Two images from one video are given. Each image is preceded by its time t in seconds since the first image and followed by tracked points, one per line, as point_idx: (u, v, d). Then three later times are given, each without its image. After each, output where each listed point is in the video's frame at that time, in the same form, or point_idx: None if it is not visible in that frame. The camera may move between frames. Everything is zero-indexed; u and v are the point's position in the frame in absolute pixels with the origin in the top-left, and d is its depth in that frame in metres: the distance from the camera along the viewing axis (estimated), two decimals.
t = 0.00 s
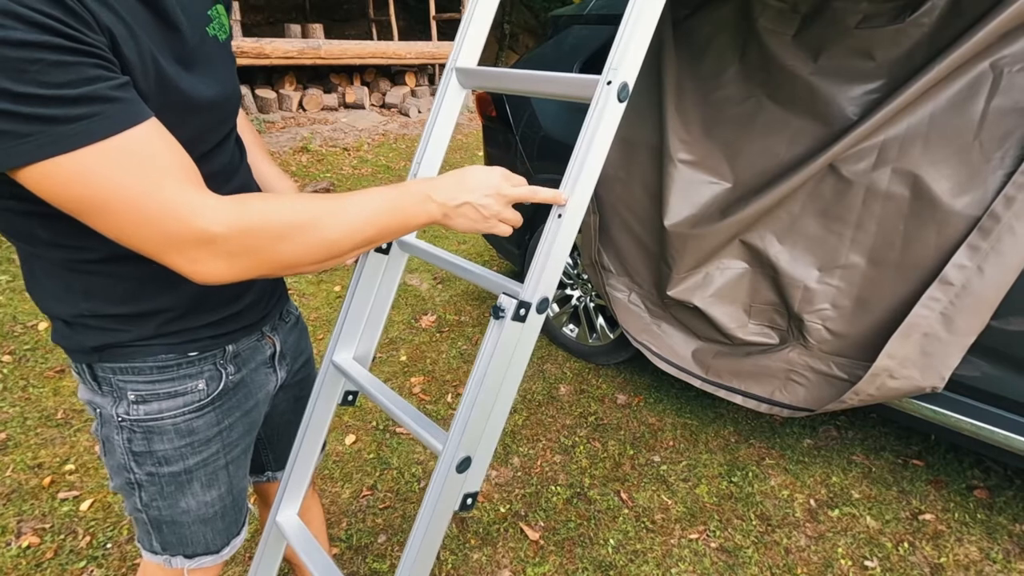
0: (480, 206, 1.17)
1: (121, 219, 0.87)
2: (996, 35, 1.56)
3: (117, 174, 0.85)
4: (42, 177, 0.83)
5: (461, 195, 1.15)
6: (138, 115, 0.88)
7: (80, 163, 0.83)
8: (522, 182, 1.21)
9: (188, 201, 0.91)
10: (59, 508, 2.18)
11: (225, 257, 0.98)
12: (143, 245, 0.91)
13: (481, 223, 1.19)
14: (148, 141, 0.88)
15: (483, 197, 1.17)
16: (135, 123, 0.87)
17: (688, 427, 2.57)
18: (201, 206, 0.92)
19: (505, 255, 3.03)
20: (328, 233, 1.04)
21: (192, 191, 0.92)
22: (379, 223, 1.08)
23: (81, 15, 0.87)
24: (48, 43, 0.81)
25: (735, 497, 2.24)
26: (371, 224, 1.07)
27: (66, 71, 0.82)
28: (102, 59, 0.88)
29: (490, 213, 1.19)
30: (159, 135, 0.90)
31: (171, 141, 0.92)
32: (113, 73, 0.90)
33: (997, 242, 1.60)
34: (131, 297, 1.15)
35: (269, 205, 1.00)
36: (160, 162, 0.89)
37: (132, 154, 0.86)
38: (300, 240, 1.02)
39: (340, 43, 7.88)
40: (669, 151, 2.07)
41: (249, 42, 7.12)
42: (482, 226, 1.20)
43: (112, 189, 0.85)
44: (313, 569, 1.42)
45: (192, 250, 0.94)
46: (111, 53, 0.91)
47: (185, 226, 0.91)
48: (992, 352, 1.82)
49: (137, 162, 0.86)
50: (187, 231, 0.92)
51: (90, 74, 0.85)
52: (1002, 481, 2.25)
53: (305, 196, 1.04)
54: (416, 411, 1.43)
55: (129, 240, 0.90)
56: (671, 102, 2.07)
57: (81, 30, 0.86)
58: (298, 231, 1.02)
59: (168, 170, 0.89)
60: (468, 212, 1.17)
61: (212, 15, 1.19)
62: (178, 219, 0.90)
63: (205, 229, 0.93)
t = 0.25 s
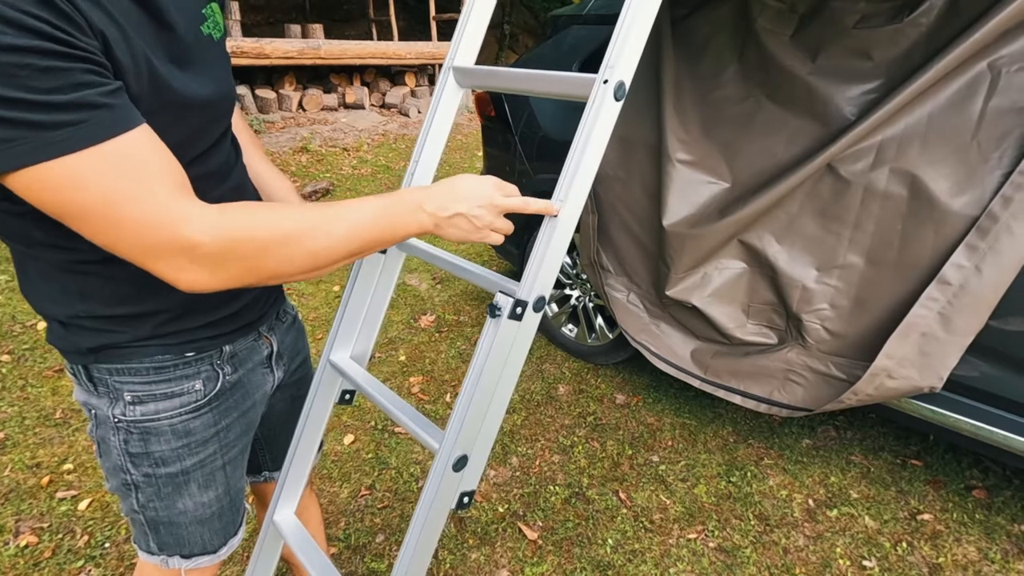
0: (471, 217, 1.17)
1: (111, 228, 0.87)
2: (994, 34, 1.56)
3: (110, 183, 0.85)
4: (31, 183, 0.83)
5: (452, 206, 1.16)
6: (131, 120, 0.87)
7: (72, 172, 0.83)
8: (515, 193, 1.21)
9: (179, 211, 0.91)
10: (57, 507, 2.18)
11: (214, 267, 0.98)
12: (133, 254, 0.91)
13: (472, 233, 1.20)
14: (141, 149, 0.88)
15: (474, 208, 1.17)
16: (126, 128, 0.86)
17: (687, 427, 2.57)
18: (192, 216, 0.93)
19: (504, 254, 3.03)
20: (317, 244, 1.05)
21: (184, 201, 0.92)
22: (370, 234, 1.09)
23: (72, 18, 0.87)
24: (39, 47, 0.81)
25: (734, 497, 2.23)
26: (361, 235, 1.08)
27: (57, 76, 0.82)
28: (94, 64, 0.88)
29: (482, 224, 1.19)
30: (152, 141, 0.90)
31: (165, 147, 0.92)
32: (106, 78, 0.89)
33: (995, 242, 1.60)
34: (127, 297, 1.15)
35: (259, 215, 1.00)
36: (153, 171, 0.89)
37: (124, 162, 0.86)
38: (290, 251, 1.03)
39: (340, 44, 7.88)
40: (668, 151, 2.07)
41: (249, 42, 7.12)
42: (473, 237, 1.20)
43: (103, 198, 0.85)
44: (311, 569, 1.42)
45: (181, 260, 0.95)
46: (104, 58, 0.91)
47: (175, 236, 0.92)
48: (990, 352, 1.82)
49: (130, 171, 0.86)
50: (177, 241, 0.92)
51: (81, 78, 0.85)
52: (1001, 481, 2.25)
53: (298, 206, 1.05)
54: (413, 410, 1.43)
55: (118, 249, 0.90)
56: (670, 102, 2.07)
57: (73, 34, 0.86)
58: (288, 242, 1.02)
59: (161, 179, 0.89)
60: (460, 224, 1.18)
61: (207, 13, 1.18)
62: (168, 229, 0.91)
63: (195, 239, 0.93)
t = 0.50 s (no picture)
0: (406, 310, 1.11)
1: (39, 251, 0.83)
2: (994, 34, 1.57)
3: (50, 211, 0.81)
4: None
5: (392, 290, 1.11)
6: (102, 152, 0.86)
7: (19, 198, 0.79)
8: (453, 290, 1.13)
9: (110, 251, 0.87)
10: (57, 506, 2.18)
11: (131, 308, 0.94)
12: (54, 276, 0.87)
13: (398, 316, 1.13)
14: (94, 182, 0.85)
15: (413, 300, 1.12)
16: (94, 160, 0.85)
17: (687, 426, 2.57)
18: (123, 257, 0.88)
19: (504, 254, 3.03)
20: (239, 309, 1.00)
21: (119, 241, 0.88)
22: (299, 303, 1.05)
23: (62, 41, 0.84)
24: (16, 77, 0.78)
25: (733, 496, 2.24)
26: (289, 305, 1.04)
27: (31, 108, 0.79)
28: (79, 90, 0.84)
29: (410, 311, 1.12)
30: (111, 176, 0.88)
31: (121, 183, 0.89)
32: (90, 104, 0.86)
33: (995, 241, 1.60)
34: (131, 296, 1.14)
35: (195, 269, 0.96)
36: (97, 207, 0.85)
37: (72, 195, 0.83)
38: (211, 310, 0.99)
39: (340, 43, 7.89)
40: (668, 150, 2.08)
41: (249, 42, 7.12)
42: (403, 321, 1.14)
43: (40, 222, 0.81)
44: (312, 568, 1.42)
45: (97, 293, 0.90)
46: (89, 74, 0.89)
47: (99, 272, 0.87)
48: (990, 351, 1.83)
49: (72, 204, 0.83)
50: (100, 277, 0.88)
51: (59, 110, 0.81)
52: (1000, 480, 2.26)
53: (235, 264, 1.00)
54: (413, 409, 1.44)
55: (39, 269, 0.86)
56: (670, 101, 2.08)
57: (59, 59, 0.83)
58: (212, 301, 0.98)
59: (101, 215, 0.86)
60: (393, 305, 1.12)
61: (209, 13, 1.16)
62: (94, 266, 0.87)
63: (117, 280, 0.89)
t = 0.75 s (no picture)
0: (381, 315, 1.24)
1: (42, 274, 0.85)
2: (994, 35, 1.57)
3: (55, 235, 0.83)
4: None
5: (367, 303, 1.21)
6: (97, 177, 0.86)
7: (22, 224, 0.80)
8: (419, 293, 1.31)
9: (114, 275, 0.90)
10: (57, 508, 2.18)
11: (130, 328, 0.97)
12: (52, 297, 0.89)
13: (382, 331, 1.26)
14: (95, 207, 0.86)
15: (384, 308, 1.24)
16: (90, 185, 0.85)
17: (687, 427, 2.57)
18: (126, 281, 0.92)
19: (504, 255, 3.03)
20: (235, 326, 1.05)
21: (123, 265, 0.92)
22: (293, 321, 1.11)
23: (57, 66, 0.83)
24: (13, 108, 0.78)
25: (733, 497, 2.24)
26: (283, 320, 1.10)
27: (27, 138, 0.79)
28: (76, 115, 0.84)
29: (398, 327, 1.27)
30: (109, 201, 0.88)
31: (122, 208, 0.91)
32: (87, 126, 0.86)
33: (995, 242, 1.60)
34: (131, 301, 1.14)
35: (192, 289, 1.00)
36: (102, 232, 0.88)
37: (76, 220, 0.85)
38: (208, 331, 1.03)
39: (340, 43, 7.88)
40: (668, 151, 2.07)
41: (249, 42, 7.12)
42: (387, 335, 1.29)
43: (44, 246, 0.83)
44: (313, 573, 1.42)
45: (97, 315, 0.92)
46: (86, 93, 0.89)
47: (102, 295, 0.90)
48: (990, 352, 1.83)
49: (78, 230, 0.85)
50: (102, 300, 0.91)
51: (56, 138, 0.82)
52: (1000, 481, 2.26)
53: (233, 286, 1.06)
54: (414, 413, 1.44)
55: (38, 292, 0.88)
56: (670, 102, 2.07)
57: (55, 85, 0.83)
58: (210, 324, 1.02)
59: (105, 239, 0.88)
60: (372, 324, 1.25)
61: (207, 18, 1.15)
62: (97, 288, 0.89)
63: (120, 302, 0.92)
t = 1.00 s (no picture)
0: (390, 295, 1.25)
1: (66, 280, 0.86)
2: (994, 35, 1.56)
3: (74, 239, 0.84)
4: None
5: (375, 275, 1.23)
6: (102, 179, 0.85)
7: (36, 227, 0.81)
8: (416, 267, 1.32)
9: (136, 274, 0.91)
10: (54, 510, 2.18)
11: (160, 325, 0.98)
12: (78, 302, 0.89)
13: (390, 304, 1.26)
14: (107, 208, 0.86)
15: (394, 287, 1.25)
16: (95, 188, 0.84)
17: (687, 428, 2.57)
18: (149, 279, 0.92)
19: (503, 255, 3.03)
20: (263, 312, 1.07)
21: (144, 263, 0.92)
22: (314, 303, 1.13)
23: (56, 68, 0.83)
24: (14, 109, 0.77)
25: (733, 498, 2.23)
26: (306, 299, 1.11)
27: (30, 139, 0.79)
28: (77, 116, 0.83)
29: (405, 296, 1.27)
30: (116, 204, 0.87)
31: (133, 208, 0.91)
32: (89, 127, 0.85)
33: (995, 243, 1.59)
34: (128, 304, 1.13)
35: (214, 279, 1.01)
36: (120, 233, 0.88)
37: (90, 222, 0.85)
38: (235, 322, 1.04)
39: (338, 43, 7.87)
40: (668, 151, 2.07)
41: (247, 42, 7.11)
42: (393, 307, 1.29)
43: (62, 250, 0.83)
44: None
45: (125, 315, 0.93)
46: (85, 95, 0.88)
47: (127, 295, 0.91)
48: (990, 353, 1.82)
49: (96, 231, 0.85)
50: (128, 300, 0.91)
51: (58, 139, 0.81)
52: (1000, 481, 2.25)
53: (253, 275, 1.06)
54: (411, 415, 1.43)
55: (65, 298, 0.88)
56: (670, 102, 2.07)
57: (55, 86, 0.82)
58: (236, 314, 1.03)
59: (123, 239, 0.89)
60: (381, 299, 1.25)
61: (198, 14, 1.14)
62: (121, 289, 0.90)
63: (147, 300, 0.93)
